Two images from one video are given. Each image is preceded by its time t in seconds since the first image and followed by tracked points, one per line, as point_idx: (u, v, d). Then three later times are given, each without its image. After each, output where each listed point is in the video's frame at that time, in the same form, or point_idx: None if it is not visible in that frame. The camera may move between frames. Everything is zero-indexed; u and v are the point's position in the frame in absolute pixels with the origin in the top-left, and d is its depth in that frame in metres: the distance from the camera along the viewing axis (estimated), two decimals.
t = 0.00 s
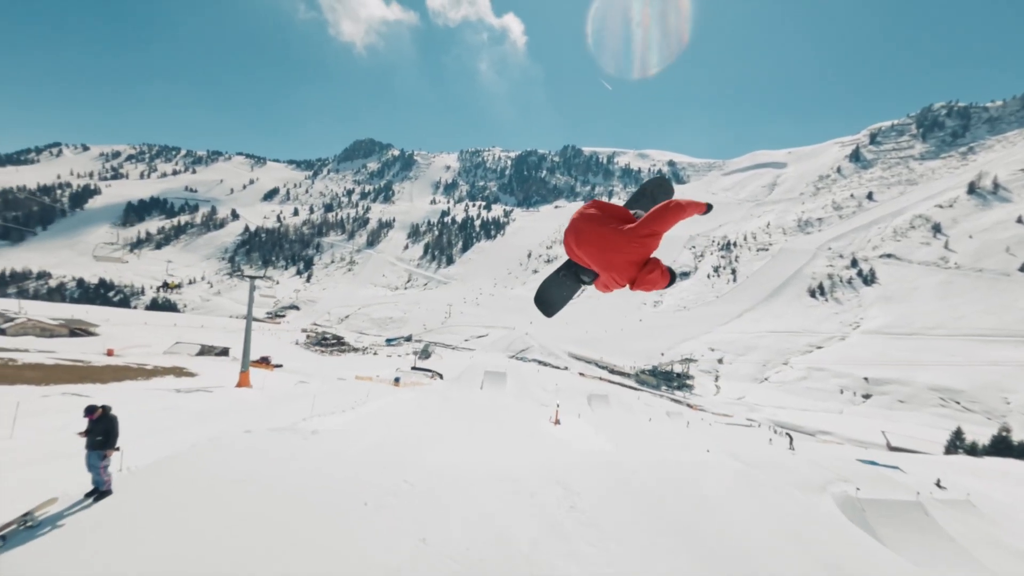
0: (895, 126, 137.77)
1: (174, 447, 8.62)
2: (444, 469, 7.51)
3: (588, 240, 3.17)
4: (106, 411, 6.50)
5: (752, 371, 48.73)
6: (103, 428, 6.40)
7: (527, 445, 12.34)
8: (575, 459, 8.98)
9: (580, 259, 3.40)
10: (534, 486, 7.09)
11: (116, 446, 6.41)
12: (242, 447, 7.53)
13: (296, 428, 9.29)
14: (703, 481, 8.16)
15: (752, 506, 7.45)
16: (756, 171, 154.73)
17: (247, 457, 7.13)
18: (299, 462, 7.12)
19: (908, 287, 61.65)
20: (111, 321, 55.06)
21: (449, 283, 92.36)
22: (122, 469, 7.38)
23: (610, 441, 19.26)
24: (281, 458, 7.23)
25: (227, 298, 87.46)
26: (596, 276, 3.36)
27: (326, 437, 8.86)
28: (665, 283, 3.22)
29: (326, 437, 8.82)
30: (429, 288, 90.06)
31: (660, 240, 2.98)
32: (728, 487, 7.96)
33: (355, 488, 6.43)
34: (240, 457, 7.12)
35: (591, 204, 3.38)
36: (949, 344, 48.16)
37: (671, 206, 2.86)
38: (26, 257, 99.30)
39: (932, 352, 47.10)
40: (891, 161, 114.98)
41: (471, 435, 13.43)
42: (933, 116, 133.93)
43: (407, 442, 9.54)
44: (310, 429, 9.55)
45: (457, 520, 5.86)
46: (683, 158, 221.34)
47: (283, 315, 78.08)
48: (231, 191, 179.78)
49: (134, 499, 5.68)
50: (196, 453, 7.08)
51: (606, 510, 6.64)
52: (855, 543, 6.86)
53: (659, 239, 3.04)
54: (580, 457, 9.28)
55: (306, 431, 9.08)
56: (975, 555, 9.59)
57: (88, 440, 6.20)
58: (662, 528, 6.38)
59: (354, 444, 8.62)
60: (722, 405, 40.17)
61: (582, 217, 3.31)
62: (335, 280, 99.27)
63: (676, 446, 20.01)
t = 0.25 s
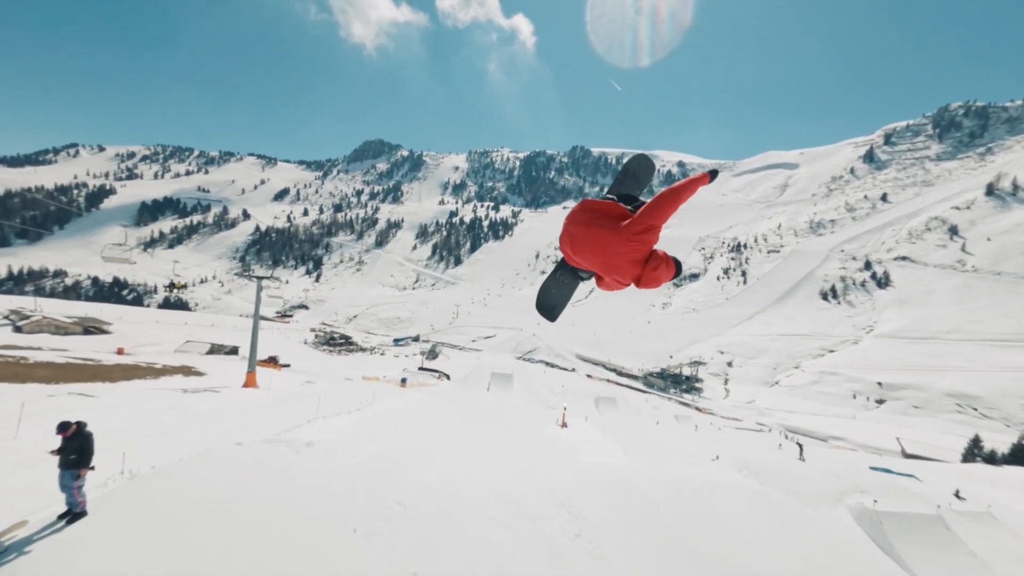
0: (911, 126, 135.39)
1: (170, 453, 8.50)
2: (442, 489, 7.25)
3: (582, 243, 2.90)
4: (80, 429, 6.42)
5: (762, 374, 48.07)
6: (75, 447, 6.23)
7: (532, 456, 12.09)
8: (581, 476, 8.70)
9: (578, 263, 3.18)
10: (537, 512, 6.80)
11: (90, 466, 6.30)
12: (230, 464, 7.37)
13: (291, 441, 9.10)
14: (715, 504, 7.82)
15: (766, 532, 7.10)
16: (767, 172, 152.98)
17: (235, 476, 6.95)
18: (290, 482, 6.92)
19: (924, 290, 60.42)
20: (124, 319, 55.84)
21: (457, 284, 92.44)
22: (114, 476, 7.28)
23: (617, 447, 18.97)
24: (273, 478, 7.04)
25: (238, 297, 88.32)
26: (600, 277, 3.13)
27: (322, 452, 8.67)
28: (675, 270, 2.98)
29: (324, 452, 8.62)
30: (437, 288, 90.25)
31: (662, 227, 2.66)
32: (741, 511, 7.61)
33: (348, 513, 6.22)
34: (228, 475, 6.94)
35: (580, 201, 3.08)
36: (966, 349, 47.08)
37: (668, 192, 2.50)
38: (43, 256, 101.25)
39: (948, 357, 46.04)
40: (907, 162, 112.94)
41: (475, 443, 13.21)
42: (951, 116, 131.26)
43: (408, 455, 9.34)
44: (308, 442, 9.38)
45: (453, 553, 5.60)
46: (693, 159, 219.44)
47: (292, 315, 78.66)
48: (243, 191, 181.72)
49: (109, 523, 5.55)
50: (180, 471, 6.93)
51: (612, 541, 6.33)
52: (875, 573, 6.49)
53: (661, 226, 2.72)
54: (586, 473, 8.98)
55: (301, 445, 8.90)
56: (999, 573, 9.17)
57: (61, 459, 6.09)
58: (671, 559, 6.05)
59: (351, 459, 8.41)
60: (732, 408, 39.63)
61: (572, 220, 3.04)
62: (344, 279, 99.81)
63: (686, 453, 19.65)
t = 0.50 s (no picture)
0: (911, 126, 135.43)
1: (172, 453, 8.50)
2: (443, 490, 7.24)
3: (582, 243, 2.90)
4: (81, 428, 6.40)
5: (762, 374, 48.07)
6: (70, 450, 6.19)
7: (533, 456, 12.09)
8: (582, 476, 8.67)
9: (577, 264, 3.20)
10: (538, 512, 6.79)
11: (90, 466, 6.30)
12: (231, 464, 7.39)
13: (291, 442, 9.11)
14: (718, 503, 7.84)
15: (767, 532, 7.09)
16: (767, 172, 153.06)
17: (236, 475, 6.96)
18: (290, 483, 6.92)
19: (924, 290, 60.39)
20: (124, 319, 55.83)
21: (457, 284, 92.37)
22: (119, 474, 7.33)
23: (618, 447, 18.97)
24: (273, 478, 7.04)
25: (238, 297, 88.30)
26: (599, 278, 3.15)
27: (323, 452, 8.63)
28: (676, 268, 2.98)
29: (325, 452, 8.63)
30: (437, 288, 90.26)
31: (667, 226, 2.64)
32: (742, 511, 7.62)
33: (348, 513, 6.21)
34: (226, 476, 6.90)
35: (581, 199, 3.07)
36: (966, 349, 47.07)
37: (669, 192, 2.48)
38: (44, 256, 101.27)
39: (948, 357, 46.03)
40: (907, 162, 113.05)
41: (474, 443, 13.17)
42: (951, 116, 131.27)
43: (408, 455, 9.31)
44: (310, 444, 9.38)
45: (453, 552, 5.62)
46: (693, 159, 219.48)
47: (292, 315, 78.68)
48: (243, 191, 181.74)
49: (108, 522, 5.57)
50: (179, 471, 6.93)
51: (612, 541, 6.32)
52: (875, 573, 6.49)
53: (661, 226, 2.72)
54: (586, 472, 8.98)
55: (300, 445, 8.91)
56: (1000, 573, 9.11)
57: (60, 459, 6.07)
58: (673, 561, 6.01)
59: (351, 459, 8.38)
60: (732, 408, 39.64)
61: (572, 221, 3.04)
62: (344, 279, 99.83)
63: (687, 453, 19.63)
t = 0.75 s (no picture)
0: (911, 126, 135.44)
1: (173, 453, 8.51)
2: (443, 490, 7.23)
3: (582, 243, 2.90)
4: (81, 429, 6.39)
5: (762, 374, 48.06)
6: (69, 450, 6.18)
7: (533, 456, 12.09)
8: (582, 476, 8.68)
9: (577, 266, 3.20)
10: (538, 513, 6.79)
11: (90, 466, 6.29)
12: (232, 464, 7.39)
13: (291, 442, 9.11)
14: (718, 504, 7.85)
15: (767, 533, 7.10)
16: (768, 172, 153.07)
17: (237, 475, 6.97)
18: (290, 483, 6.92)
19: (925, 290, 60.40)
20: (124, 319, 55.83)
21: (457, 284, 92.38)
22: (120, 474, 7.32)
23: (619, 447, 18.97)
24: (272, 478, 7.03)
25: (238, 298, 88.27)
26: (600, 277, 3.16)
27: (323, 452, 8.65)
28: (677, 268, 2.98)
29: (325, 452, 8.64)
30: (437, 288, 90.25)
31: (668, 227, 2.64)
32: (742, 511, 7.63)
33: (348, 513, 6.21)
34: (227, 476, 6.90)
35: (581, 199, 3.08)
36: (966, 349, 47.05)
37: (671, 192, 2.48)
38: (44, 255, 101.26)
39: (948, 357, 46.01)
40: (907, 162, 113.06)
41: (474, 444, 13.17)
42: (951, 116, 131.18)
43: (408, 456, 9.31)
44: (310, 444, 9.40)
45: (453, 552, 5.63)
46: (693, 159, 219.41)
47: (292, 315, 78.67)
48: (243, 191, 181.75)
49: (108, 522, 5.57)
50: (179, 471, 6.93)
51: (613, 542, 6.31)
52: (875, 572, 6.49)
53: (660, 226, 2.72)
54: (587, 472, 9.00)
55: (300, 445, 8.91)
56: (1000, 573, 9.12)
57: (61, 459, 6.06)
58: (674, 561, 6.01)
59: (351, 459, 8.38)
60: (732, 408, 39.65)
61: (572, 221, 3.04)
62: (344, 279, 99.83)
63: (687, 454, 19.62)
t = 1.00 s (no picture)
0: (911, 126, 135.51)
1: (173, 453, 8.50)
2: (443, 490, 7.23)
3: (583, 242, 2.89)
4: (81, 429, 6.32)
5: (763, 374, 48.06)
6: (68, 451, 6.11)
7: (533, 456, 12.10)
8: (583, 476, 8.70)
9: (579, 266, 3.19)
10: (539, 513, 6.80)
11: (90, 466, 6.20)
12: (233, 465, 7.36)
13: (291, 442, 9.10)
14: (719, 505, 7.85)
15: (768, 534, 7.07)
16: (767, 172, 153.24)
17: (238, 476, 6.95)
18: (289, 484, 6.89)
19: (925, 290, 60.40)
20: (124, 319, 55.80)
21: (457, 284, 92.35)
22: (121, 474, 7.30)
23: (619, 448, 18.97)
24: (273, 479, 7.02)
25: (238, 298, 88.26)
26: (600, 278, 3.18)
27: (324, 452, 8.65)
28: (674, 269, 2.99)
29: (325, 453, 8.64)
30: (437, 288, 90.29)
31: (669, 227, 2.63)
32: (742, 511, 7.65)
33: (349, 514, 6.20)
34: (227, 477, 6.88)
35: (582, 199, 3.08)
36: (966, 349, 47.05)
37: (672, 194, 2.49)
38: (44, 256, 101.25)
39: (948, 357, 46.04)
40: (906, 162, 113.21)
41: (474, 444, 13.18)
42: (951, 116, 131.27)
43: (408, 456, 9.32)
44: (310, 444, 9.41)
45: (453, 553, 5.62)
46: (693, 160, 219.67)
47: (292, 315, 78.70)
48: (243, 191, 181.78)
49: (108, 524, 5.53)
50: (179, 471, 6.90)
51: (613, 542, 6.32)
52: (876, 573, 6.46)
53: (660, 225, 2.72)
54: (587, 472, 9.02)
55: (301, 445, 8.91)
56: (1001, 573, 9.15)
57: (61, 459, 6.00)
58: (674, 560, 6.02)
59: (352, 459, 8.39)
60: (732, 408, 39.60)
61: (572, 221, 3.04)
62: (344, 279, 99.93)
63: (688, 454, 19.63)
